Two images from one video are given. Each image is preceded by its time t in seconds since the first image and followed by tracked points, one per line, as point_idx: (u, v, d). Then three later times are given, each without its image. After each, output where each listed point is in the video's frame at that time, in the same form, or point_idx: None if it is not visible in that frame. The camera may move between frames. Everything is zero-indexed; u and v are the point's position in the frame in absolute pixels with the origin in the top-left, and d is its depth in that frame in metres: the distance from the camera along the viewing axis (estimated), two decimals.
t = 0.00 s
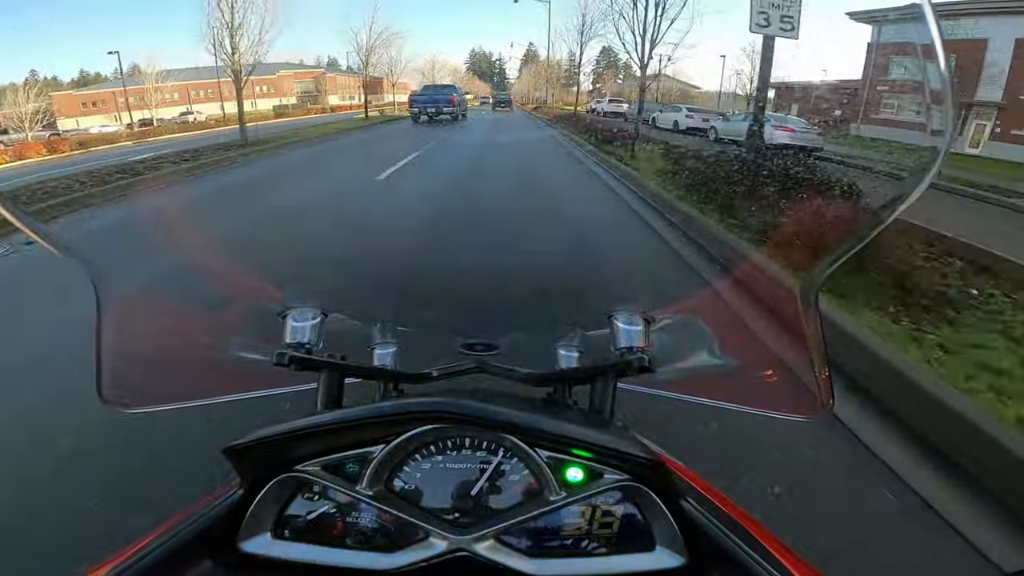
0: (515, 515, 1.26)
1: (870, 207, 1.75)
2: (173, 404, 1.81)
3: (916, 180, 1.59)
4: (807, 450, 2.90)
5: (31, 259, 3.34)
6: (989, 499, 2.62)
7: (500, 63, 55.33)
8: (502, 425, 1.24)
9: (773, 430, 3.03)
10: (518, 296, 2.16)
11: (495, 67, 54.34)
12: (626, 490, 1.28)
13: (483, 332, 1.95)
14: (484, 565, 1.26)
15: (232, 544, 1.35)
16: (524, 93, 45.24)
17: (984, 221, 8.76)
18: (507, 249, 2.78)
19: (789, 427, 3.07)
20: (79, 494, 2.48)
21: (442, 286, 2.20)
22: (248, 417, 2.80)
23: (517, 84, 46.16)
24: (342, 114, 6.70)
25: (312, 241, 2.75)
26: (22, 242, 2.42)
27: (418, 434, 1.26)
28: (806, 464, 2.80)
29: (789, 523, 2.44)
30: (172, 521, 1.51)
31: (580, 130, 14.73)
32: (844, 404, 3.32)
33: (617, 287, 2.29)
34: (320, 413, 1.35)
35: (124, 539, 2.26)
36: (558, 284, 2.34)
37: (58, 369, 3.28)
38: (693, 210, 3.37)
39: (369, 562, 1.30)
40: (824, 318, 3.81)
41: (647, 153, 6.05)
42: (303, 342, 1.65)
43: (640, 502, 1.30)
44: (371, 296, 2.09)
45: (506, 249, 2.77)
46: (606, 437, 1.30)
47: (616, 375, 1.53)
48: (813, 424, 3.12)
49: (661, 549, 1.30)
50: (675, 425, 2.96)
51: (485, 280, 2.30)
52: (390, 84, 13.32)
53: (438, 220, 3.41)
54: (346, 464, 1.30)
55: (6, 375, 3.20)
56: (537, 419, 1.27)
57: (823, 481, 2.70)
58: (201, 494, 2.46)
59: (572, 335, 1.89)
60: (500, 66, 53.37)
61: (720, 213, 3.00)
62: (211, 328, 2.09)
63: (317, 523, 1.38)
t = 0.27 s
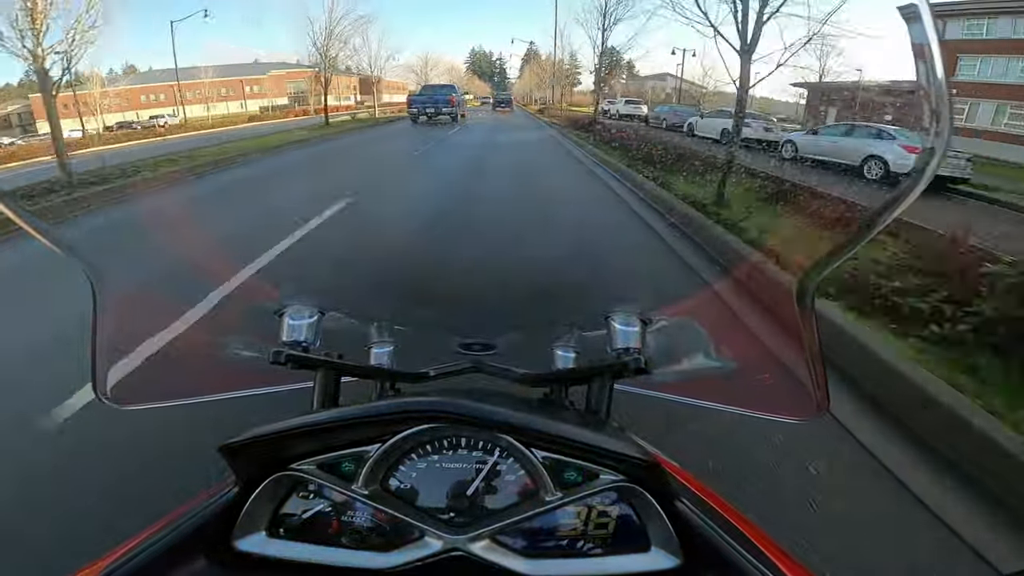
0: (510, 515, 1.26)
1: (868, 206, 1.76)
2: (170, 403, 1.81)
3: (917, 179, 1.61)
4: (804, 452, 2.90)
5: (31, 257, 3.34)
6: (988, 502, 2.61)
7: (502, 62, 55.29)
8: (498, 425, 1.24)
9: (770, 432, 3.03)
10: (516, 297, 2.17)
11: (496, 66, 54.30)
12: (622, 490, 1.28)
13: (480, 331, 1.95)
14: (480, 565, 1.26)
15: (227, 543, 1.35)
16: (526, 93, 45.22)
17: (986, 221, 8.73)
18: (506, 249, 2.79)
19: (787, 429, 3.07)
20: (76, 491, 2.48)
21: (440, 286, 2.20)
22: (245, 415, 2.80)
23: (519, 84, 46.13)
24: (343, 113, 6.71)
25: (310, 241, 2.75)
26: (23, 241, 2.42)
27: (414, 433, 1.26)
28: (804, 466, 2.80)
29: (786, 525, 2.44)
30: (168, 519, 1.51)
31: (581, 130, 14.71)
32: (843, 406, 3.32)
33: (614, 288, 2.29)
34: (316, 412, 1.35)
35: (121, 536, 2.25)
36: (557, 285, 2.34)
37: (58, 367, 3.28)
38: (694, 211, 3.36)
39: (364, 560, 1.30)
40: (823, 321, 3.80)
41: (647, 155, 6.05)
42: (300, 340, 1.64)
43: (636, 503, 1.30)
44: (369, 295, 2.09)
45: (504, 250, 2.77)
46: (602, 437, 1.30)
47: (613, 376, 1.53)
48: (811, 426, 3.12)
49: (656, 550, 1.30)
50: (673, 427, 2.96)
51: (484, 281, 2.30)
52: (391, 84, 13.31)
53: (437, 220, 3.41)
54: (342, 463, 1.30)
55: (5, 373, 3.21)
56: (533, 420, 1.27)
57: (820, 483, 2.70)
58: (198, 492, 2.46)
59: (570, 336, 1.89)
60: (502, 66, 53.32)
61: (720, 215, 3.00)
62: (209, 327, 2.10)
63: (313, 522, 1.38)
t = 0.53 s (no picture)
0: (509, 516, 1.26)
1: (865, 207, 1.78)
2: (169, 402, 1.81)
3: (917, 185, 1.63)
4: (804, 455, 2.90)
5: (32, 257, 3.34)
6: (987, 504, 2.60)
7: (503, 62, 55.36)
8: (497, 425, 1.23)
9: (770, 434, 3.03)
10: (516, 296, 2.17)
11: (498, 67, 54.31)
12: (621, 491, 1.28)
13: (480, 331, 1.95)
14: (478, 565, 1.26)
15: (226, 543, 1.35)
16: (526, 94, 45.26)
17: (987, 223, 8.75)
18: (506, 249, 2.79)
19: (786, 431, 3.06)
20: (74, 490, 2.47)
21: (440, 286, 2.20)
22: (244, 414, 2.80)
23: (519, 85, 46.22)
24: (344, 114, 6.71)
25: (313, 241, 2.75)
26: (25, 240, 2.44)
27: (412, 433, 1.25)
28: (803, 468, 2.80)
29: (785, 527, 2.43)
30: (166, 517, 1.50)
31: (582, 130, 14.71)
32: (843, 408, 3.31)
33: (613, 289, 2.29)
34: (315, 411, 1.35)
35: (119, 535, 2.25)
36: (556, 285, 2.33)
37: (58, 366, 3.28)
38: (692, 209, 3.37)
39: (363, 560, 1.30)
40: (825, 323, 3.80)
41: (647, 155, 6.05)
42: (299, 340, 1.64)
43: (635, 503, 1.30)
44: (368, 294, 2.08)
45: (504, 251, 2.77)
46: (602, 438, 1.29)
47: (613, 376, 1.53)
48: (811, 428, 3.12)
49: (655, 551, 1.30)
50: (673, 428, 2.96)
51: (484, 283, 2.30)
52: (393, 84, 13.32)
53: (438, 220, 3.41)
54: (341, 462, 1.30)
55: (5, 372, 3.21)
56: (532, 420, 1.27)
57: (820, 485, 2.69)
58: (197, 491, 2.46)
59: (570, 336, 1.89)
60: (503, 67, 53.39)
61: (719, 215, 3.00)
62: (208, 325, 2.10)
63: (311, 521, 1.38)
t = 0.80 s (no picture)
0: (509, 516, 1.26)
1: (865, 207, 1.79)
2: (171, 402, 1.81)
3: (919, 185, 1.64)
4: (804, 455, 2.90)
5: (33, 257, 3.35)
6: (988, 504, 2.60)
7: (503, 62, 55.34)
8: (498, 426, 1.23)
9: (770, 435, 3.03)
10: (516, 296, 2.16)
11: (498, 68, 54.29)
12: (621, 491, 1.28)
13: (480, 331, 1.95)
14: (479, 565, 1.26)
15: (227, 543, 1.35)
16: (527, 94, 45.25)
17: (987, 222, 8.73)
18: (507, 250, 2.79)
19: (787, 432, 3.06)
20: (74, 491, 2.47)
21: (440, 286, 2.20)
22: (245, 415, 2.80)
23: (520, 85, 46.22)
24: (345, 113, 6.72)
25: (312, 242, 2.74)
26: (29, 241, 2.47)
27: (413, 433, 1.25)
28: (804, 468, 2.80)
29: (785, 527, 2.43)
30: (167, 518, 1.50)
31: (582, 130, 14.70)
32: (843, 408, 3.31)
33: (613, 289, 2.29)
34: (316, 411, 1.35)
35: (120, 535, 2.25)
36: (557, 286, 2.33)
37: (59, 365, 3.28)
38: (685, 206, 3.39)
39: (363, 561, 1.31)
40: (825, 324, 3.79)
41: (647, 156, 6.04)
42: (299, 340, 1.63)
43: (635, 504, 1.30)
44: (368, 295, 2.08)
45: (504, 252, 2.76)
46: (602, 439, 1.29)
47: (613, 376, 1.53)
48: (812, 428, 3.12)
49: (656, 551, 1.30)
50: (673, 429, 2.96)
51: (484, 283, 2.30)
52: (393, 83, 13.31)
53: (438, 221, 3.41)
54: (342, 463, 1.30)
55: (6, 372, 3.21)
56: (533, 420, 1.27)
57: (821, 486, 2.69)
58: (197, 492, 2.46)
59: (570, 337, 1.89)
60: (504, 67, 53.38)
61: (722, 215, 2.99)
62: (209, 326, 2.09)
63: (312, 521, 1.39)
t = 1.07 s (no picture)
0: (511, 515, 1.26)
1: (855, 203, 1.82)
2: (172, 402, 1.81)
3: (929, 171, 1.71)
4: (806, 455, 2.89)
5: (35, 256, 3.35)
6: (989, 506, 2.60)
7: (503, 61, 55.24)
8: (500, 426, 1.23)
9: (772, 434, 3.02)
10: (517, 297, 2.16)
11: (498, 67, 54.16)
12: (624, 491, 1.28)
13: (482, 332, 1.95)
14: (481, 564, 1.26)
15: (230, 542, 1.36)
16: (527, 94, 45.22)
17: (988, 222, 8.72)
18: (508, 251, 2.78)
19: (788, 432, 3.06)
20: (75, 492, 2.46)
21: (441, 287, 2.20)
22: (246, 415, 2.80)
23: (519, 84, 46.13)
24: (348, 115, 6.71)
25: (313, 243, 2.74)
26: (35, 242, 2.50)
27: (415, 433, 1.25)
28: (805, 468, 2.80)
29: (786, 527, 2.43)
30: (169, 518, 1.50)
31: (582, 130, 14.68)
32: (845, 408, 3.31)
33: (614, 289, 2.29)
34: (318, 411, 1.35)
35: (120, 536, 2.26)
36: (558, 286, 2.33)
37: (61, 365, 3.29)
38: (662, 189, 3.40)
39: (366, 560, 1.31)
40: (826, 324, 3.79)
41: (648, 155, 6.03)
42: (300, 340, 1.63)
43: (637, 503, 1.30)
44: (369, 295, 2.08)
45: (505, 253, 2.76)
46: (605, 438, 1.29)
47: (615, 376, 1.54)
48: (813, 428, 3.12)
49: (658, 551, 1.30)
50: (674, 429, 2.96)
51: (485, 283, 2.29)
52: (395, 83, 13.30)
53: (438, 220, 3.41)
54: (344, 462, 1.30)
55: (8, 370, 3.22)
56: (535, 420, 1.27)
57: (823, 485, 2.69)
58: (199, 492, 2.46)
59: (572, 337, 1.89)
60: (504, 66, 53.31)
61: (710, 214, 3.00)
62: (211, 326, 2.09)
63: (314, 521, 1.38)
